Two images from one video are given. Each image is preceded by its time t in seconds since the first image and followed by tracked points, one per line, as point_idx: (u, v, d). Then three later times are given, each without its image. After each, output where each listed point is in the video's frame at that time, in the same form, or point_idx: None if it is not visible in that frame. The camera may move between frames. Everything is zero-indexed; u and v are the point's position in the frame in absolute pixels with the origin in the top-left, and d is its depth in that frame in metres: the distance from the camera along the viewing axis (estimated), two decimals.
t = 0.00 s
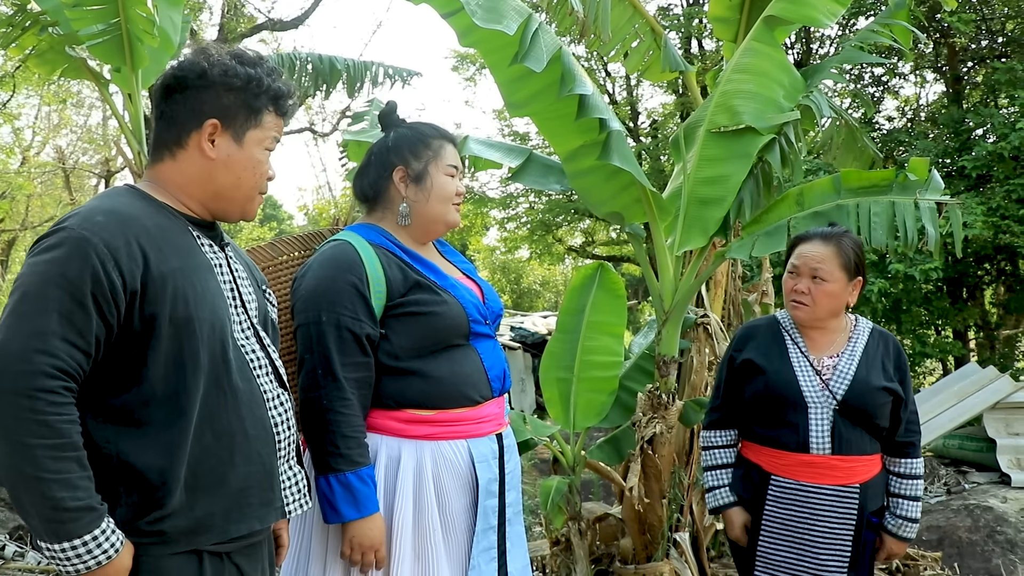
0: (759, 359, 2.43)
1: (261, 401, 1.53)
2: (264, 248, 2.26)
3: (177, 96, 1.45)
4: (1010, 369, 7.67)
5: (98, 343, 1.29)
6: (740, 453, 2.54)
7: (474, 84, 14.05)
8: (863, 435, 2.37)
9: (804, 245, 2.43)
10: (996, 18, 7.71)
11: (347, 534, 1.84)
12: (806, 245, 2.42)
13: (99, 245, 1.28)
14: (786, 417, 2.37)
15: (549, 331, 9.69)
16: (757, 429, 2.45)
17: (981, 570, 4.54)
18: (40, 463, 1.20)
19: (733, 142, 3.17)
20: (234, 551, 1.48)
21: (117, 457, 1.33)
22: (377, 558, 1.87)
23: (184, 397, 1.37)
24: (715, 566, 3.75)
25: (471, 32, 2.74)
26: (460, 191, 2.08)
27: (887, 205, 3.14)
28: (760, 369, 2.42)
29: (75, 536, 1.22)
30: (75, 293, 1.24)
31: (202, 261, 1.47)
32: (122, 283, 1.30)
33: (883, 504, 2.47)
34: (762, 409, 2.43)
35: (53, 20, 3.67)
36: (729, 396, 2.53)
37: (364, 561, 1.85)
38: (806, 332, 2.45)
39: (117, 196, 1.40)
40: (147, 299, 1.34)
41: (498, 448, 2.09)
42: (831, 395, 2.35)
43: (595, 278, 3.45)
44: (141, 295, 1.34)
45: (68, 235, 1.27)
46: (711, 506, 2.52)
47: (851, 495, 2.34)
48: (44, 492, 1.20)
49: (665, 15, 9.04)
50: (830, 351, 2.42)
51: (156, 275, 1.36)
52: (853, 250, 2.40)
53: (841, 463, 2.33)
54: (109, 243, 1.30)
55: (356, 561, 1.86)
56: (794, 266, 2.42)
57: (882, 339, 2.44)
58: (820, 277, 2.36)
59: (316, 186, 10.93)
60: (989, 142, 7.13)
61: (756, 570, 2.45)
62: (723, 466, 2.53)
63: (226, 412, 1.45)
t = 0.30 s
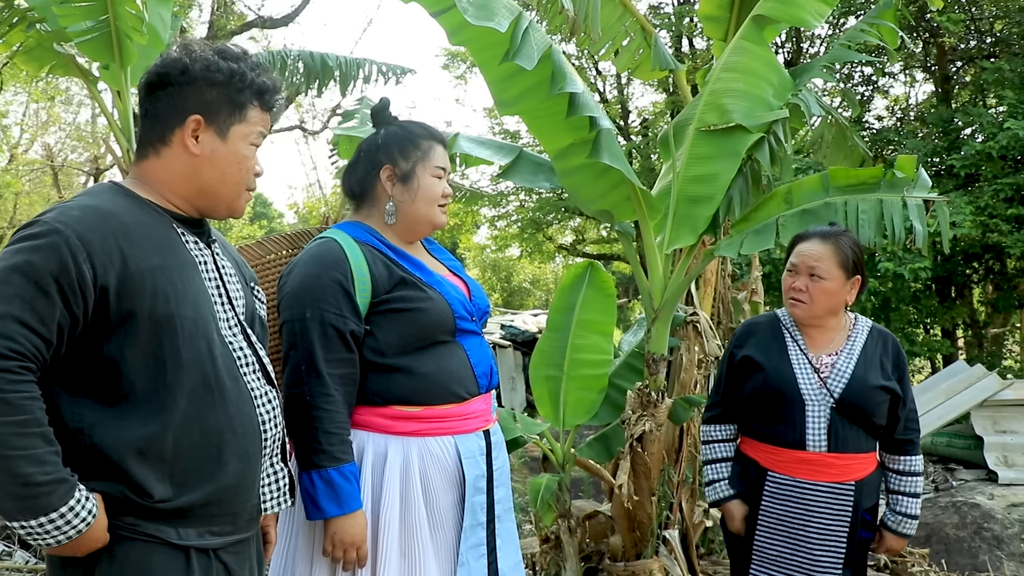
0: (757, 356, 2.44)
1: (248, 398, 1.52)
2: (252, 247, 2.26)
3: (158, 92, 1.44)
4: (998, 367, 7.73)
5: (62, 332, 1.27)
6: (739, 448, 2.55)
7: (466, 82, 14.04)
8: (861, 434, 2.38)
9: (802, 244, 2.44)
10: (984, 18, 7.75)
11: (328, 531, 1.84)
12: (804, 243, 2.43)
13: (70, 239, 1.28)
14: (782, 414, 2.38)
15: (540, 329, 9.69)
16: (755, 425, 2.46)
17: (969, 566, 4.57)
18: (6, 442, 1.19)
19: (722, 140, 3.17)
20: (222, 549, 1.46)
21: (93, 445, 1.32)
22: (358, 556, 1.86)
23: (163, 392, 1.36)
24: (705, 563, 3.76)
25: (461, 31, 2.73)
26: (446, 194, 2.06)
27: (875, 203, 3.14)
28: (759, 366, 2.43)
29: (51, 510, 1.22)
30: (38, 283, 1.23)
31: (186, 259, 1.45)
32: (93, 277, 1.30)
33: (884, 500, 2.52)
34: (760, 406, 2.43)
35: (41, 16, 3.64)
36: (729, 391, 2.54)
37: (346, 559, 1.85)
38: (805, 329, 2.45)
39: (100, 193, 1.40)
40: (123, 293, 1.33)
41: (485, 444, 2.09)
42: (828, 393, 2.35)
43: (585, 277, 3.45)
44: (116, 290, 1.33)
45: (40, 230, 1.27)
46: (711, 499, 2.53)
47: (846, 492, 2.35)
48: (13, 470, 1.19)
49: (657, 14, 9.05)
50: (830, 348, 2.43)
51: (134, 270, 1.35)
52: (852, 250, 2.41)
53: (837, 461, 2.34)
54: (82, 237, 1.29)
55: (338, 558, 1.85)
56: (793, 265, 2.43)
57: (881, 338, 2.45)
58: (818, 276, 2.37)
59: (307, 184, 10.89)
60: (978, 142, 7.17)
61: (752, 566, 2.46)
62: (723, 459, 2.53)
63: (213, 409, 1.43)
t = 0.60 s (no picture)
0: (757, 351, 2.44)
1: (243, 397, 1.51)
2: (249, 243, 2.26)
3: (141, 84, 1.43)
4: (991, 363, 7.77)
5: (57, 336, 1.27)
6: (738, 445, 2.55)
7: (460, 79, 14.02)
8: (859, 430, 2.39)
9: (802, 242, 2.45)
10: (977, 14, 7.76)
11: (327, 527, 1.84)
12: (804, 241, 2.44)
13: (59, 240, 1.26)
14: (781, 410, 2.39)
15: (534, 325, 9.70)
16: (754, 420, 2.46)
17: (961, 561, 4.60)
18: (6, 450, 1.19)
19: (717, 137, 3.16)
20: (218, 548, 1.46)
21: (88, 447, 1.31)
22: (358, 552, 1.87)
23: (155, 392, 1.35)
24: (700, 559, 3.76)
25: (455, 27, 2.72)
26: (440, 186, 2.06)
27: (868, 199, 3.15)
28: (759, 361, 2.43)
29: (56, 516, 1.21)
30: (30, 287, 1.22)
31: (178, 258, 1.45)
32: (85, 280, 1.29)
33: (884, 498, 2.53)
34: (760, 401, 2.44)
35: (32, 12, 3.62)
36: (729, 386, 2.53)
37: (345, 555, 1.85)
38: (806, 326, 2.45)
39: (90, 193, 1.39)
40: (115, 294, 1.32)
41: (480, 441, 2.09)
42: (828, 389, 2.36)
43: (580, 274, 3.43)
44: (109, 291, 1.32)
45: (28, 231, 1.25)
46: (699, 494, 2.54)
47: (842, 487, 2.36)
48: (15, 478, 1.19)
49: (651, 10, 9.04)
50: (830, 345, 2.43)
51: (126, 271, 1.34)
52: (851, 247, 2.40)
53: (835, 457, 2.35)
54: (72, 239, 1.28)
55: (337, 554, 1.85)
56: (793, 263, 2.43)
57: (880, 335, 2.45)
58: (817, 273, 2.37)
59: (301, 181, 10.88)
60: (971, 138, 7.18)
61: (752, 561, 2.48)
62: (719, 458, 2.53)
63: (208, 409, 1.42)
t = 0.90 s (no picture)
0: (751, 348, 2.44)
1: (244, 396, 1.51)
2: (249, 241, 2.21)
3: (132, 80, 1.42)
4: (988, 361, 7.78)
5: (59, 340, 1.26)
6: (731, 443, 2.57)
7: (457, 77, 14.02)
8: (854, 425, 2.39)
9: (795, 238, 2.44)
10: (974, 12, 7.76)
11: (332, 525, 1.83)
12: (797, 237, 2.44)
13: (59, 243, 1.25)
14: (778, 406, 2.39)
15: (532, 324, 9.69)
16: (750, 416, 2.47)
17: (959, 559, 4.61)
18: (9, 459, 1.18)
19: (714, 135, 3.16)
20: (220, 549, 1.46)
21: (88, 449, 1.30)
22: (362, 549, 1.86)
23: (156, 394, 1.35)
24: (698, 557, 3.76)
25: (453, 25, 2.71)
26: (440, 186, 2.06)
27: (866, 197, 3.16)
28: (753, 357, 2.43)
29: (56, 525, 1.21)
30: (31, 292, 1.22)
31: (176, 257, 1.44)
32: (86, 283, 1.28)
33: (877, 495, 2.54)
34: (755, 397, 2.44)
35: (28, 10, 3.60)
36: (723, 380, 2.52)
37: (349, 552, 1.84)
38: (800, 322, 2.45)
39: (88, 192, 1.38)
40: (115, 296, 1.31)
41: (482, 439, 2.08)
42: (823, 383, 2.36)
43: (577, 272, 3.44)
44: (109, 293, 1.31)
45: (25, 234, 1.24)
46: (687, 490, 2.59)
47: (839, 483, 2.35)
48: (16, 487, 1.18)
49: (648, 8, 9.03)
50: (825, 340, 2.43)
51: (126, 272, 1.33)
52: (845, 244, 2.41)
53: (831, 452, 2.35)
54: (71, 241, 1.27)
55: (342, 552, 1.85)
56: (786, 260, 2.43)
57: (873, 332, 2.45)
58: (810, 269, 2.37)
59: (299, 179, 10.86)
60: (968, 136, 7.19)
61: (749, 560, 2.47)
62: (710, 455, 2.57)
63: (208, 407, 1.42)
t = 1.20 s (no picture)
0: (742, 349, 2.44)
1: (249, 395, 1.50)
2: (255, 241, 2.19)
3: (134, 79, 1.41)
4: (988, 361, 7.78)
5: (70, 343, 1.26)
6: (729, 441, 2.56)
7: (457, 76, 14.01)
8: (847, 421, 2.38)
9: (779, 237, 2.43)
10: (975, 12, 7.76)
11: (337, 524, 1.83)
12: (782, 236, 2.43)
13: (65, 245, 1.24)
14: (771, 407, 2.38)
15: (531, 323, 9.69)
16: (743, 417, 2.46)
17: (960, 559, 4.61)
18: (24, 467, 1.18)
19: (716, 135, 3.16)
20: (226, 551, 1.46)
21: (95, 451, 1.30)
22: (367, 548, 1.86)
23: (163, 395, 1.34)
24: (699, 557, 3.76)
25: (454, 23, 2.70)
26: (446, 187, 2.05)
27: (868, 198, 3.15)
28: (744, 359, 2.43)
29: (70, 533, 1.21)
30: (42, 295, 1.21)
31: (180, 256, 1.43)
32: (94, 284, 1.27)
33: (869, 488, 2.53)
34: (749, 397, 2.43)
35: (30, 8, 3.59)
36: (715, 383, 2.54)
37: (354, 552, 1.84)
38: (789, 320, 2.45)
39: (91, 192, 1.37)
40: (123, 297, 1.31)
41: (488, 438, 2.08)
42: (813, 382, 2.35)
43: (578, 271, 3.44)
44: (115, 294, 1.30)
45: (31, 236, 1.23)
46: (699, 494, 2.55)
47: (834, 482, 2.35)
48: (32, 495, 1.18)
49: (648, 7, 9.03)
50: (814, 338, 2.42)
51: (132, 272, 1.32)
52: (830, 239, 2.40)
53: (825, 451, 2.34)
54: (79, 243, 1.26)
55: (346, 551, 1.84)
56: (772, 258, 2.42)
57: (864, 325, 2.45)
58: (798, 267, 2.36)
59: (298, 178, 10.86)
60: (968, 136, 7.18)
61: (747, 561, 2.47)
62: (711, 454, 2.55)
63: (214, 407, 1.42)
